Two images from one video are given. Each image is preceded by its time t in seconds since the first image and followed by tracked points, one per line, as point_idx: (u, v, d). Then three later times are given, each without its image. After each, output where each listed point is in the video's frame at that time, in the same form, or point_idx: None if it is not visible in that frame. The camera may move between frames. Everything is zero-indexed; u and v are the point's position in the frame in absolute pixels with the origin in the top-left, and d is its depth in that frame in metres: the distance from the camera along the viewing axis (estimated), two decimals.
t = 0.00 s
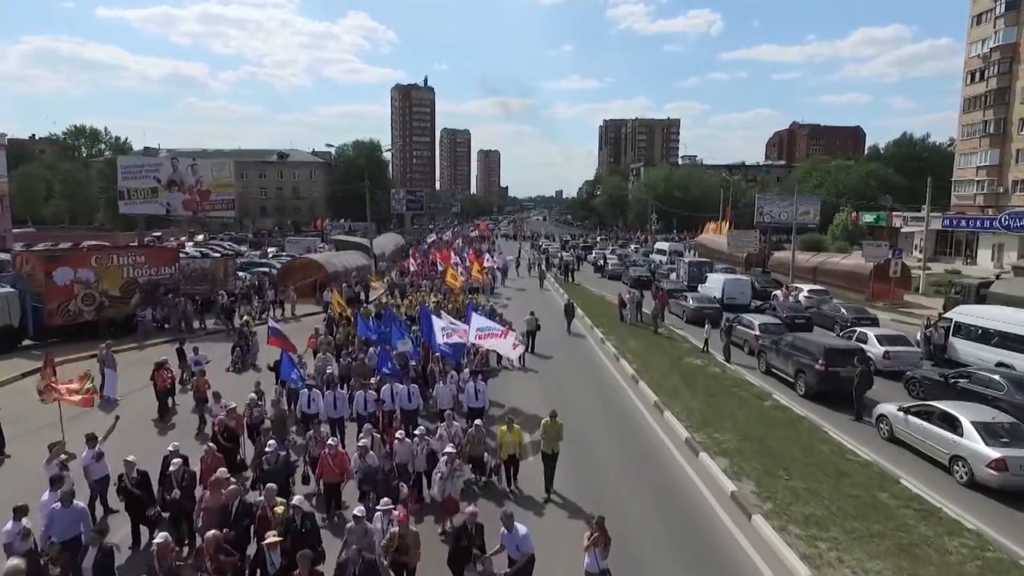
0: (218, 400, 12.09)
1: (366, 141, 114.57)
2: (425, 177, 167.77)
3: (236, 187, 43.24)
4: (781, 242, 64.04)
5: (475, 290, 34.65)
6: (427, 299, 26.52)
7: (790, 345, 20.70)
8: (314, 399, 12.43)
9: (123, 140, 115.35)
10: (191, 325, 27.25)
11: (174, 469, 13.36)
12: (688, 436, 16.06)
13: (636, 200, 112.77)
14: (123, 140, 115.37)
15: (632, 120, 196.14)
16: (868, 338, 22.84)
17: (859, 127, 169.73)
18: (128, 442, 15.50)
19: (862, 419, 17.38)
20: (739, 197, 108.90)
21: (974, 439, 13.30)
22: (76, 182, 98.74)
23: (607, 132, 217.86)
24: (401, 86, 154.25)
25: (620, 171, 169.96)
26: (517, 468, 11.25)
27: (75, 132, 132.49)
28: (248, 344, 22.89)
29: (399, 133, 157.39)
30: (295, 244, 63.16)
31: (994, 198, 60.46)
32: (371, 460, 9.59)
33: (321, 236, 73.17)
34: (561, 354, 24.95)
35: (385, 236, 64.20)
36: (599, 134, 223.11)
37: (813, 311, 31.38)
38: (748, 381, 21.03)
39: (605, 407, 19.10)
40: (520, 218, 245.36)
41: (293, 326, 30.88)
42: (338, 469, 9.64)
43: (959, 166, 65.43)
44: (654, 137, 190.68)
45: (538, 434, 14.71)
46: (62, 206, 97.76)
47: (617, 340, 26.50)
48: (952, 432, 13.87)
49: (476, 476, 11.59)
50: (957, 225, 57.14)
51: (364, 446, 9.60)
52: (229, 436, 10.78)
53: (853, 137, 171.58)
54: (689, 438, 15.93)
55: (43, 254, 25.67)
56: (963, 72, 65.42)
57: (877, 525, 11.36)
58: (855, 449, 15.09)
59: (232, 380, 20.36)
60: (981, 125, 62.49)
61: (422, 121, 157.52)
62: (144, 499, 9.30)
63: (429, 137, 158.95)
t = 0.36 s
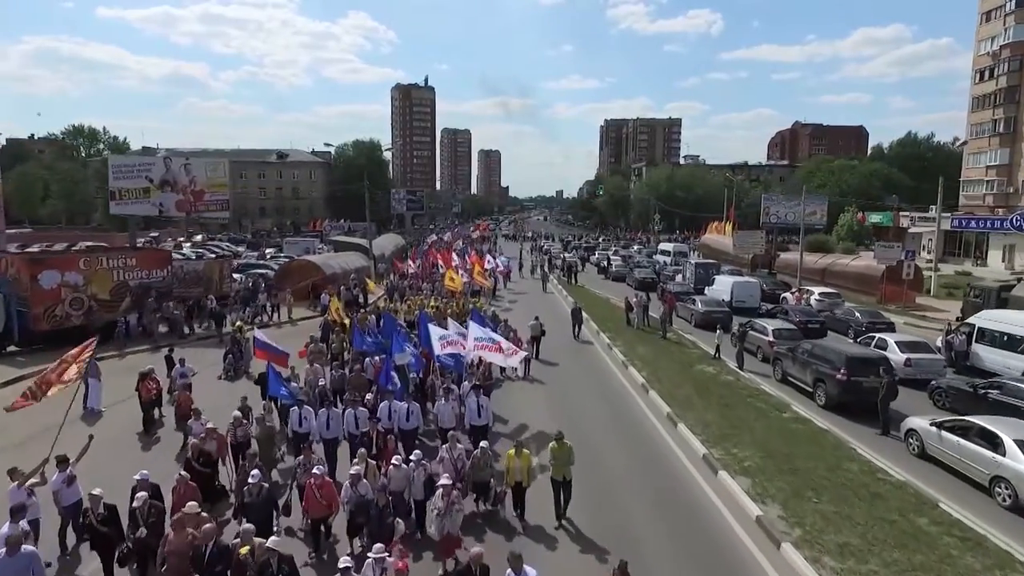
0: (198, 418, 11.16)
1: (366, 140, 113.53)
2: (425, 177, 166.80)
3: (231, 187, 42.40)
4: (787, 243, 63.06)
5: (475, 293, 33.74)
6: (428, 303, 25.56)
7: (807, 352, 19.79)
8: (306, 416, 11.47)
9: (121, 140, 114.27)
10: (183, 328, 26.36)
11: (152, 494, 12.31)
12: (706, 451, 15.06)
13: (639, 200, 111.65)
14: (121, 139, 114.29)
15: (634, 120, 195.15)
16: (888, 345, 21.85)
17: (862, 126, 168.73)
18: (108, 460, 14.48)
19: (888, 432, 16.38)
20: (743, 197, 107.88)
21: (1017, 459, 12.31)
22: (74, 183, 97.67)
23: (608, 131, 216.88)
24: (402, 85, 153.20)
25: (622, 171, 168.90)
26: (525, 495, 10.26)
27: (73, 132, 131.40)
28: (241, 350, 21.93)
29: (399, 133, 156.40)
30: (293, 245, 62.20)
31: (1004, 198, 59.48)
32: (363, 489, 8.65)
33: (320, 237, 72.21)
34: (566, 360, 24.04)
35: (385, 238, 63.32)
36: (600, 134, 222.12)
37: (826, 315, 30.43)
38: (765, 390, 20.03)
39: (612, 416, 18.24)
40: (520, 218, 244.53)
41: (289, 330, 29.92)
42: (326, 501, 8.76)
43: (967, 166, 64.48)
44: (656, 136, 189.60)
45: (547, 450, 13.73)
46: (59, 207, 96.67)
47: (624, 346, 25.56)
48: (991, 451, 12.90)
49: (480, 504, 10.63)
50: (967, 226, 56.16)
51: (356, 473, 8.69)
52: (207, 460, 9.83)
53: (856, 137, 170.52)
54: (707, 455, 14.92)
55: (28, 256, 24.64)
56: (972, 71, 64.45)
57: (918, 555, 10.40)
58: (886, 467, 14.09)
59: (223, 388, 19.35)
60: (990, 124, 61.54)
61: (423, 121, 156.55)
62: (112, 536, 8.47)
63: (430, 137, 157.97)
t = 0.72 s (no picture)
0: (175, 440, 10.24)
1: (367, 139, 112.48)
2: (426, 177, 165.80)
3: (225, 186, 41.48)
4: (794, 244, 62.06)
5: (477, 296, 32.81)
6: (428, 308, 24.62)
7: (827, 361, 18.77)
8: (293, 438, 10.52)
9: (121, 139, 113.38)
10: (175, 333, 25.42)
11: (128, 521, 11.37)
12: (726, 469, 14.04)
13: (641, 200, 110.75)
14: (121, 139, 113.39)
15: (636, 119, 194.16)
16: (910, 353, 20.82)
17: (866, 125, 167.66)
18: (85, 480, 13.55)
19: (918, 447, 15.36)
20: (747, 198, 106.85)
21: None
22: (72, 182, 96.82)
23: (610, 131, 215.82)
24: (403, 84, 152.37)
25: (624, 171, 167.82)
26: (535, 529, 9.27)
27: (73, 131, 130.65)
28: (232, 357, 20.97)
29: (400, 133, 155.54)
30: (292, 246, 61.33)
31: (1015, 198, 58.45)
32: (351, 528, 7.78)
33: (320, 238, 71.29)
34: (573, 368, 23.08)
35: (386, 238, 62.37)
36: (601, 134, 221.22)
37: (840, 319, 29.42)
38: (783, 401, 19.02)
39: (623, 428, 17.30)
40: (521, 218, 243.59)
41: (285, 334, 28.93)
42: (311, 538, 7.79)
43: (977, 165, 63.42)
44: (658, 136, 188.58)
45: (557, 473, 12.82)
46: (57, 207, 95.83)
47: (632, 353, 24.58)
48: None
49: (485, 539, 9.64)
50: (978, 227, 55.12)
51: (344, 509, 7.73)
52: (181, 491, 9.10)
53: (859, 136, 169.28)
54: (726, 473, 13.91)
55: (13, 259, 23.65)
56: (982, 69, 63.39)
57: None
58: (921, 488, 13.08)
59: (211, 398, 18.39)
60: (1000, 122, 60.48)
61: (424, 121, 155.67)
62: None
63: (431, 137, 157.04)
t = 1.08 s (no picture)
0: (143, 467, 9.16)
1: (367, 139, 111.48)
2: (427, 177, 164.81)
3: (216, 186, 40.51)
4: (800, 245, 60.96)
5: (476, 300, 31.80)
6: (427, 312, 23.59)
7: (850, 370, 17.74)
8: (276, 464, 9.49)
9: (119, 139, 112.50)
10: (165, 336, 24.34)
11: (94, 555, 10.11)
12: (749, 491, 12.90)
13: (644, 200, 109.74)
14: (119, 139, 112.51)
15: (637, 119, 193.19)
16: (936, 360, 19.72)
17: (869, 125, 166.55)
18: (53, 502, 12.31)
19: (954, 466, 14.24)
20: (750, 197, 105.75)
21: None
22: (70, 182, 95.95)
23: (612, 130, 214.78)
24: (403, 83, 151.50)
25: (626, 170, 166.88)
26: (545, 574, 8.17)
27: (72, 131, 129.79)
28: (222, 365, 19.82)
29: (401, 132, 154.62)
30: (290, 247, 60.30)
31: None
32: None
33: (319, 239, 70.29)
34: (581, 377, 21.90)
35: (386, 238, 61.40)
36: (603, 134, 220.23)
37: (855, 323, 28.33)
38: (803, 412, 17.94)
39: (636, 445, 16.09)
40: (522, 218, 242.56)
41: (279, 337, 27.88)
42: None
43: (986, 164, 62.32)
44: (659, 136, 187.55)
45: (564, 497, 11.83)
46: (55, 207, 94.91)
47: (641, 360, 23.49)
48: None
49: None
50: (989, 227, 54.00)
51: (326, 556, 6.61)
52: (146, 533, 8.03)
53: (863, 136, 167.97)
54: (750, 495, 12.76)
55: None
56: (992, 66, 62.26)
57: None
58: (965, 514, 11.95)
59: (197, 412, 17.22)
60: (1011, 121, 59.35)
61: (424, 120, 154.76)
62: None
63: (432, 136, 156.10)
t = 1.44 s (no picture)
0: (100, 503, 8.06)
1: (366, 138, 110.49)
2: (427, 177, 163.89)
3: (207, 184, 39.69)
4: (807, 245, 59.88)
5: (478, 304, 30.74)
6: (426, 316, 22.57)
7: (877, 382, 16.62)
8: (253, 499, 8.45)
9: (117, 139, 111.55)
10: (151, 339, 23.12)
11: None
12: (778, 519, 11.71)
13: (646, 200, 108.76)
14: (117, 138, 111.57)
15: (639, 118, 192.29)
16: (966, 369, 18.60)
17: (872, 124, 165.44)
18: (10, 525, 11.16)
19: (997, 488, 13.09)
20: (753, 197, 104.73)
21: None
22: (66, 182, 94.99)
23: (613, 130, 213.62)
24: (404, 83, 150.63)
25: (627, 170, 166.01)
26: None
27: (70, 130, 128.80)
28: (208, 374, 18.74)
29: (401, 132, 153.68)
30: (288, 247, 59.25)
31: None
32: None
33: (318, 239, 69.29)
34: (586, 386, 20.82)
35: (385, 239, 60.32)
36: (604, 133, 219.22)
37: (872, 327, 27.23)
38: (825, 425, 16.89)
39: (647, 459, 15.04)
40: (523, 218, 241.47)
41: (272, 342, 26.80)
42: None
43: (997, 163, 61.21)
44: (660, 135, 186.56)
45: (573, 527, 10.93)
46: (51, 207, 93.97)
47: (651, 368, 22.38)
48: None
49: None
50: (1001, 227, 52.87)
51: None
52: None
53: (866, 135, 166.81)
54: (779, 523, 11.57)
55: None
56: (1003, 63, 61.14)
57: None
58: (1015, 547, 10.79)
59: (180, 426, 16.10)
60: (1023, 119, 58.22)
61: (425, 120, 153.83)
62: None
63: (432, 136, 155.11)
